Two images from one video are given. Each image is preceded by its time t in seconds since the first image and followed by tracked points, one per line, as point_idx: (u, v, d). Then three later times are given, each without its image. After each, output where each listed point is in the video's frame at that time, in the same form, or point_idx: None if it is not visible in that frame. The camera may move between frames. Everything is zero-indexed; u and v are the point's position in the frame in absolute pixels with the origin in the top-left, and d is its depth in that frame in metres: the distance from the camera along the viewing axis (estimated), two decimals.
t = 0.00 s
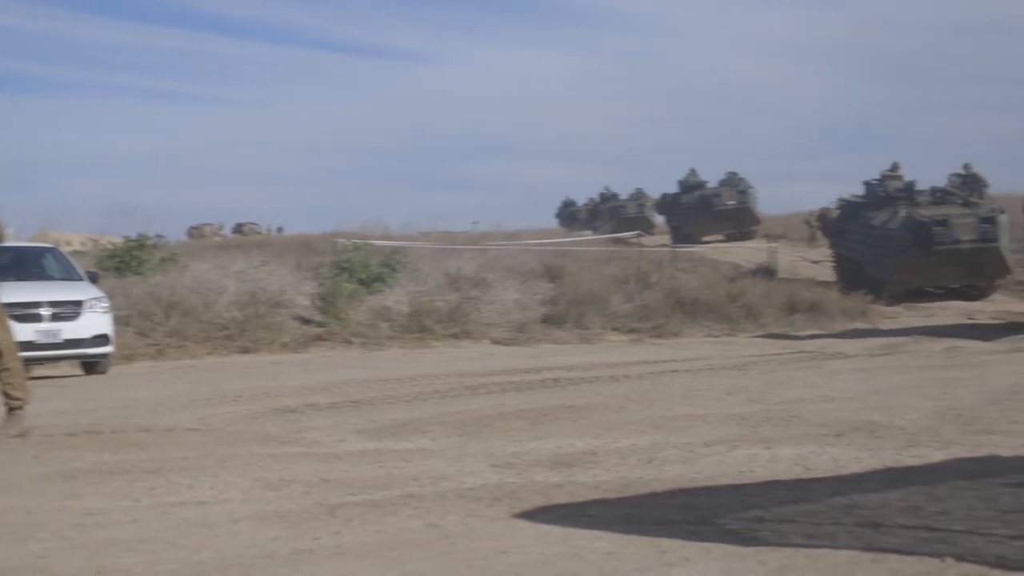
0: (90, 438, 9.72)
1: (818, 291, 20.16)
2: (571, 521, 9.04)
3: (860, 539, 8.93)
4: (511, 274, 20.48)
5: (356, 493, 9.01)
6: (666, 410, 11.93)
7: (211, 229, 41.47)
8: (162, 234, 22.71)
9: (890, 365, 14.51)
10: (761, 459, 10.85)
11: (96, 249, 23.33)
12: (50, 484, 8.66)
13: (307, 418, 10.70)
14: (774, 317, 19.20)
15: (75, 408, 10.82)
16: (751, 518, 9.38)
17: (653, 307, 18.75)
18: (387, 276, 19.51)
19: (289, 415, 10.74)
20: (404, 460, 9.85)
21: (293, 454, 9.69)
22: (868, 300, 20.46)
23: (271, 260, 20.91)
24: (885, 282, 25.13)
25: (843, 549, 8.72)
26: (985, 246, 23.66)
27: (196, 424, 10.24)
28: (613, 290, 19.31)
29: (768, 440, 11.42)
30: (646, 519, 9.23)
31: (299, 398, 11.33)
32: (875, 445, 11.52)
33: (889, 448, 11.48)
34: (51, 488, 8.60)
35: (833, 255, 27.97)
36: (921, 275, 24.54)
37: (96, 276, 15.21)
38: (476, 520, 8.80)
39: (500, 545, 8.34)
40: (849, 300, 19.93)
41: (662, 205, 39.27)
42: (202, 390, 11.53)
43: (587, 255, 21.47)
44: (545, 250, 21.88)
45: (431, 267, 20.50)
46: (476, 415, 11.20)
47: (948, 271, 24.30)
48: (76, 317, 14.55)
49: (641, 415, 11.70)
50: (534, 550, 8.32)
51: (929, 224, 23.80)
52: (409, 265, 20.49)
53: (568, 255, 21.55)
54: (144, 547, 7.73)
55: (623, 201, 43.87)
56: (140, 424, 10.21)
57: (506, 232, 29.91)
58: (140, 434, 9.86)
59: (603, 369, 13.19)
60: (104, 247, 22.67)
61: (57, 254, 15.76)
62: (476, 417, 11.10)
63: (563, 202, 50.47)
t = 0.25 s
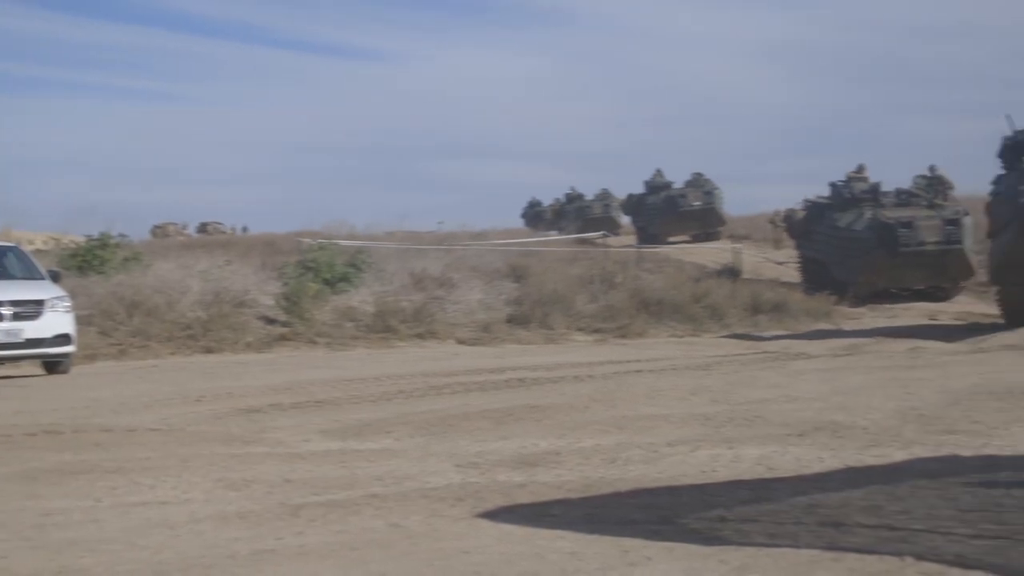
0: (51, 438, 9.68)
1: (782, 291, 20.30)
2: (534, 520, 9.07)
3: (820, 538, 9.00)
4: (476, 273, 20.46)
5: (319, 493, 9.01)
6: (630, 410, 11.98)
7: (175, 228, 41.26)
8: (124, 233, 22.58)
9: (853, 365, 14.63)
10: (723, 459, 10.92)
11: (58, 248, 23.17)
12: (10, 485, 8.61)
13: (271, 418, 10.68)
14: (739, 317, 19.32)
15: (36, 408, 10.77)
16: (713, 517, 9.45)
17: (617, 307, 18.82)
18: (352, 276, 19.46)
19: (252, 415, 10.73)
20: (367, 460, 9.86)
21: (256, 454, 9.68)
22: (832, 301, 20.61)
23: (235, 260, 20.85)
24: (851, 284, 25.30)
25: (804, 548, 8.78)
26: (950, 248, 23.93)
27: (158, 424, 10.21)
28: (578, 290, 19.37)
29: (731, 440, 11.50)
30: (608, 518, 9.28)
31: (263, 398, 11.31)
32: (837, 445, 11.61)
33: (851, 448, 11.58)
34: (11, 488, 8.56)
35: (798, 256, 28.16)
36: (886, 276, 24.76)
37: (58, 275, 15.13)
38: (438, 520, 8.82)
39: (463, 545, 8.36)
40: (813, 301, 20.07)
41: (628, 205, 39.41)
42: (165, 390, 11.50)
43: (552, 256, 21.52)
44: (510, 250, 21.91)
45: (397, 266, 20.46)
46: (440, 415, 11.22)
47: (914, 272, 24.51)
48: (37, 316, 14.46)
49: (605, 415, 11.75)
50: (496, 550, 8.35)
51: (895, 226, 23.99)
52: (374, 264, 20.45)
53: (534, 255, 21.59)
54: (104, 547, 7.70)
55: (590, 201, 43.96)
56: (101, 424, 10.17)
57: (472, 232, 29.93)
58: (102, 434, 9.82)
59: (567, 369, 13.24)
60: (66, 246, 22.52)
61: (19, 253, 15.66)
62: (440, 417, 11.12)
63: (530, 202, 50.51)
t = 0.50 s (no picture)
0: (14, 439, 9.64)
1: (748, 292, 20.42)
2: (499, 520, 9.10)
3: (784, 537, 9.07)
4: (443, 273, 20.45)
5: (284, 494, 9.01)
6: (595, 410, 12.03)
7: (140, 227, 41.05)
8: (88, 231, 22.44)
9: (818, 365, 14.73)
10: (688, 459, 10.99)
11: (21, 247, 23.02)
12: None
13: (236, 418, 10.67)
14: (705, 317, 19.44)
15: None
16: (677, 517, 9.50)
17: (584, 307, 18.89)
18: (318, 276, 19.43)
19: (217, 415, 10.72)
20: (333, 460, 9.86)
21: (221, 455, 9.67)
22: (797, 301, 20.75)
23: (200, 258, 20.78)
24: (818, 285, 25.42)
25: (767, 547, 8.85)
26: (916, 250, 24.10)
27: (122, 425, 10.18)
28: (544, 290, 19.41)
29: (696, 440, 11.56)
30: (573, 518, 9.32)
31: (228, 399, 11.29)
32: (802, 444, 11.69)
33: (815, 447, 11.66)
34: None
35: (766, 257, 28.30)
36: (853, 277, 24.90)
37: (21, 275, 15.04)
38: (403, 520, 8.84)
39: (428, 545, 8.38)
40: (779, 301, 20.20)
41: (595, 205, 39.51)
42: (130, 390, 11.47)
43: (518, 256, 21.57)
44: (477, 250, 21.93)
45: (363, 266, 20.36)
46: (406, 415, 11.24)
47: (880, 272, 24.63)
48: None
49: (571, 415, 11.80)
50: (461, 550, 8.38)
51: (861, 227, 24.11)
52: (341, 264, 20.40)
53: (500, 255, 21.63)
54: (66, 548, 7.68)
55: (557, 201, 44.05)
56: (65, 425, 10.14)
57: (440, 232, 29.93)
58: (65, 435, 9.79)
59: (533, 369, 13.28)
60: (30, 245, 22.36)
61: None
62: (407, 417, 11.14)
63: (497, 202, 50.55)
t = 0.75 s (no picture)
0: None
1: (715, 292, 20.56)
2: (466, 521, 9.13)
3: (749, 536, 9.14)
4: (411, 274, 20.46)
5: (250, 495, 9.02)
6: (562, 410, 12.08)
7: (105, 228, 40.85)
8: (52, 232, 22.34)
9: (784, 365, 14.84)
10: (655, 458, 11.06)
11: None
12: None
13: (203, 420, 10.67)
14: (672, 317, 19.58)
15: None
16: (643, 516, 9.56)
17: (552, 308, 18.96)
18: (285, 277, 19.39)
19: (183, 417, 10.71)
20: (299, 461, 9.87)
21: (187, 456, 9.67)
22: (764, 301, 20.90)
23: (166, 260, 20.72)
24: (786, 285, 25.58)
25: (732, 546, 8.92)
26: (884, 250, 24.20)
27: (86, 427, 10.16)
28: (512, 291, 19.45)
29: (662, 440, 11.63)
30: (539, 518, 9.36)
31: (194, 400, 11.28)
32: (767, 444, 11.78)
33: (781, 446, 11.75)
34: None
35: (734, 257, 28.44)
36: (821, 278, 25.03)
37: None
38: (369, 521, 8.86)
39: (394, 546, 8.40)
40: (746, 300, 20.33)
41: (563, 205, 39.60)
42: (95, 392, 11.44)
43: (486, 257, 21.63)
44: (444, 251, 21.96)
45: (330, 267, 20.38)
46: (373, 415, 11.26)
47: (848, 273, 24.78)
48: None
49: (538, 415, 11.85)
50: (427, 550, 8.40)
51: (829, 227, 24.25)
52: (308, 265, 20.36)
53: (468, 255, 21.67)
54: (29, 551, 7.67)
55: (525, 201, 44.12)
56: (30, 427, 10.12)
57: (409, 232, 29.94)
58: (29, 438, 9.77)
59: (501, 370, 13.32)
60: None
61: None
62: (374, 418, 11.16)
63: (465, 202, 50.55)
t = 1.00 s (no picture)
0: None
1: (686, 292, 20.66)
2: (436, 521, 9.15)
3: (718, 535, 9.20)
4: (382, 274, 20.47)
5: (219, 497, 9.02)
6: (533, 410, 12.12)
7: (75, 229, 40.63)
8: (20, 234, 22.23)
9: (755, 364, 14.93)
10: (625, 458, 11.11)
11: None
12: None
13: (172, 422, 10.67)
14: (644, 317, 19.69)
15: None
16: (613, 515, 9.61)
17: (523, 308, 19.01)
18: (255, 278, 19.34)
19: (152, 419, 10.71)
20: (269, 463, 9.88)
21: (156, 458, 9.67)
22: (735, 301, 21.03)
23: (136, 262, 20.64)
24: (759, 285, 25.70)
25: (700, 545, 8.97)
26: (856, 249, 24.19)
27: (54, 430, 10.15)
28: (483, 291, 19.46)
29: (633, 439, 11.69)
30: (509, 518, 9.39)
31: (164, 402, 11.28)
32: (737, 443, 11.85)
33: (751, 445, 11.82)
34: None
35: (707, 257, 28.55)
36: (794, 278, 25.11)
37: None
38: (339, 522, 8.87)
39: (363, 546, 8.42)
40: (718, 300, 20.43)
41: (535, 205, 39.67)
42: (63, 395, 11.42)
43: (457, 258, 21.65)
44: (416, 252, 21.97)
45: (301, 268, 20.36)
46: (343, 416, 11.27)
47: (820, 274, 24.85)
48: None
49: (509, 415, 11.89)
50: (396, 551, 8.42)
51: (802, 227, 24.34)
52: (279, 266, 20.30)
53: (439, 256, 21.69)
54: None
55: (496, 201, 44.15)
56: None
57: (380, 232, 29.93)
58: None
59: (472, 370, 13.36)
60: None
61: None
62: (344, 419, 11.18)
63: (435, 203, 50.52)
